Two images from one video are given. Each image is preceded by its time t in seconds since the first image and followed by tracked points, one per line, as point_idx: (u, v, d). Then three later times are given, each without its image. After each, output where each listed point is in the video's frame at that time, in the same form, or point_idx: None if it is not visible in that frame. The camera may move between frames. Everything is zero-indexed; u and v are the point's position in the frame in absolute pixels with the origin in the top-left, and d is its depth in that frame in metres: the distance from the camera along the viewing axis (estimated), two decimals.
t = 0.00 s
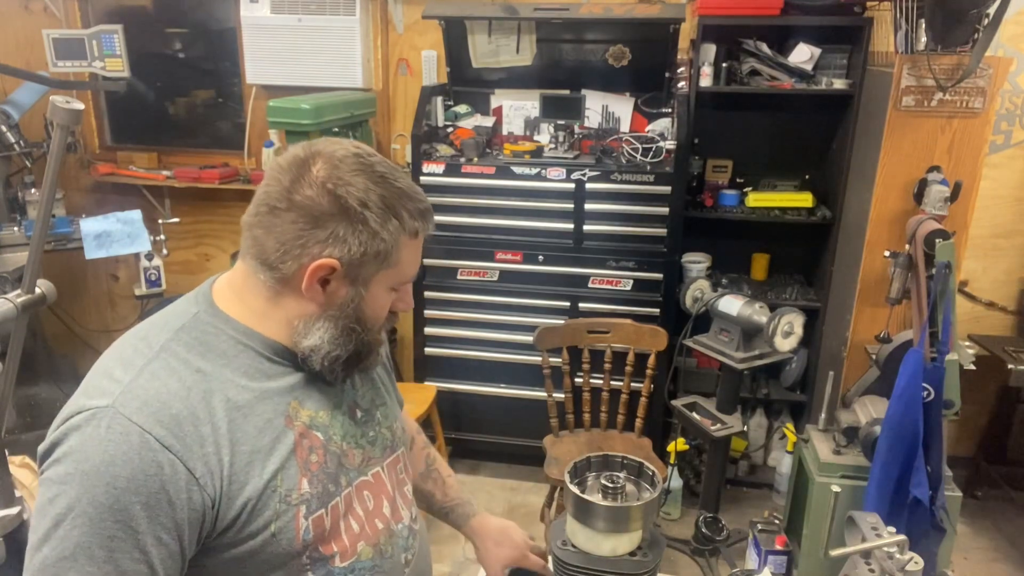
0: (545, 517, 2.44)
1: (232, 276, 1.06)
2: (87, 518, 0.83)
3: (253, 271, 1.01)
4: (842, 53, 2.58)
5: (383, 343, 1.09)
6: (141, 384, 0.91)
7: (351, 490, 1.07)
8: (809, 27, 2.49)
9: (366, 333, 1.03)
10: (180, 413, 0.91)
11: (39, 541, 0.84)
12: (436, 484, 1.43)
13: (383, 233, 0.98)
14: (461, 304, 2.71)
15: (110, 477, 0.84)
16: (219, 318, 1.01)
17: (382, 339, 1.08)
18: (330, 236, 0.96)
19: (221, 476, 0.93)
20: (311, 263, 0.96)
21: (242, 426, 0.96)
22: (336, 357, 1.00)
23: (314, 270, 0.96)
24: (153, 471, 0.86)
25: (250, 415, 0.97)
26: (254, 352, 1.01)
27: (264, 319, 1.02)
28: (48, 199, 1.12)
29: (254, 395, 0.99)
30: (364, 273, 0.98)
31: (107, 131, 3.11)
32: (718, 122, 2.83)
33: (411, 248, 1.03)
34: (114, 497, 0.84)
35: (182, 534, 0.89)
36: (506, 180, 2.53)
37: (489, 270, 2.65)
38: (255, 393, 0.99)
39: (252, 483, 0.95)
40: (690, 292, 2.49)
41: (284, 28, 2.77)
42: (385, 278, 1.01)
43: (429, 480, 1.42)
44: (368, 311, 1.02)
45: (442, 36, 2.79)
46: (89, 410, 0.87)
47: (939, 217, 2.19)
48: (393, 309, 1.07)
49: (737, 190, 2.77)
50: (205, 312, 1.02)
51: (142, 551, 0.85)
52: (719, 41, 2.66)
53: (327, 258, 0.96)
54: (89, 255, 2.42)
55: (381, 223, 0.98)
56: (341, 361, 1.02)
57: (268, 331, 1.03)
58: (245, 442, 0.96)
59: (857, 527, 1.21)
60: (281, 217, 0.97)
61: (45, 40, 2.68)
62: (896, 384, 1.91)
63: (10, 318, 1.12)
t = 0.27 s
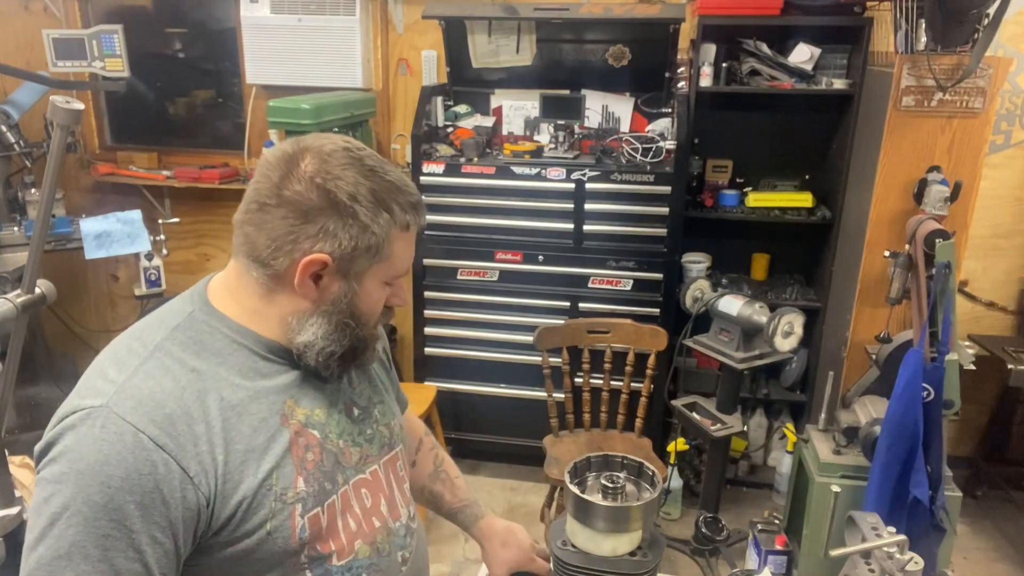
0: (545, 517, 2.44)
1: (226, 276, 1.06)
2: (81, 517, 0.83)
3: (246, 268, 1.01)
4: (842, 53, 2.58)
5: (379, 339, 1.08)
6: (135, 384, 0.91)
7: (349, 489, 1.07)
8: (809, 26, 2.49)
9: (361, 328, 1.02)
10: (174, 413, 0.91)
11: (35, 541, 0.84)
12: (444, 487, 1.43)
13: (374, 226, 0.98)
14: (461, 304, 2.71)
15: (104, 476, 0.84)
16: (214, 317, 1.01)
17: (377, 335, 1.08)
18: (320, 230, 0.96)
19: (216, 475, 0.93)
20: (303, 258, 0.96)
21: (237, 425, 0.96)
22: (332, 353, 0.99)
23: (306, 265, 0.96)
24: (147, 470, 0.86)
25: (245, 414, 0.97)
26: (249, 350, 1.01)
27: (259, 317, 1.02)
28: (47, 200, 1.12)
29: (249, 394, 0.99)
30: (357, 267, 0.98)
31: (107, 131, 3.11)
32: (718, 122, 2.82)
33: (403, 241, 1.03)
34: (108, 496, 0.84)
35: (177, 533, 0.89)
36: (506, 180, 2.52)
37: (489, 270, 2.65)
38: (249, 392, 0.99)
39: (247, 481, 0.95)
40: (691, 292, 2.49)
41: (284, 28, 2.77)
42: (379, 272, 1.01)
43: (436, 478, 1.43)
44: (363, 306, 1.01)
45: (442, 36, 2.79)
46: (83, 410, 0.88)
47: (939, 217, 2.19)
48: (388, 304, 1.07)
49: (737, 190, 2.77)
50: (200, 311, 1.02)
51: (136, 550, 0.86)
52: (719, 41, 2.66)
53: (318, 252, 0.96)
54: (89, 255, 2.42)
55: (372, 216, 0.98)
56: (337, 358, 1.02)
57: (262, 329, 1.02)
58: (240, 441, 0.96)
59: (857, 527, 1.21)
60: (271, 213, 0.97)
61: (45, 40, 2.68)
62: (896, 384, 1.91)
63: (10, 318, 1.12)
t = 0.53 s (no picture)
0: (545, 517, 2.44)
1: (222, 276, 1.06)
2: (71, 518, 0.83)
3: (241, 269, 1.01)
4: (842, 53, 2.59)
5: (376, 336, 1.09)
6: (128, 384, 0.90)
7: (348, 489, 1.06)
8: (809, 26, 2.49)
9: (356, 325, 1.02)
10: (167, 414, 0.91)
11: (28, 540, 0.85)
12: (419, 445, 1.45)
13: (365, 221, 0.98)
14: (461, 304, 2.71)
15: (94, 479, 0.84)
16: (210, 318, 1.01)
17: (374, 332, 1.08)
18: (311, 227, 0.96)
19: (209, 477, 0.92)
20: (294, 256, 0.96)
21: (231, 426, 0.95)
22: (325, 351, 1.00)
23: (298, 262, 0.96)
24: (138, 472, 0.86)
25: (239, 415, 0.97)
26: (245, 351, 1.01)
27: (255, 317, 1.02)
28: (47, 199, 1.12)
29: (244, 395, 0.98)
30: (349, 264, 0.98)
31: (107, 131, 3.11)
32: (718, 122, 2.83)
33: (397, 236, 1.03)
34: (98, 497, 0.84)
35: (168, 535, 0.89)
36: (507, 180, 2.52)
37: (489, 270, 2.65)
38: (244, 393, 0.98)
39: (241, 483, 0.95)
40: (690, 292, 2.49)
41: (284, 28, 2.77)
42: (372, 268, 1.01)
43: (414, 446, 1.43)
44: (358, 303, 1.02)
45: (442, 36, 2.79)
46: (76, 411, 0.87)
47: (939, 217, 2.19)
48: (384, 300, 1.07)
49: (736, 190, 2.77)
50: (196, 311, 1.02)
51: (126, 552, 0.86)
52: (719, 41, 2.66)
53: (309, 250, 0.95)
54: (89, 255, 2.42)
55: (362, 212, 0.98)
56: (332, 356, 1.02)
57: (258, 329, 1.02)
58: (234, 443, 0.95)
59: (857, 527, 1.21)
60: (262, 211, 0.97)
61: (45, 40, 2.67)
62: (896, 384, 1.91)
63: (10, 318, 1.12)
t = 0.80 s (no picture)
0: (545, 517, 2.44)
1: (213, 276, 1.06)
2: (69, 523, 0.83)
3: (228, 266, 1.00)
4: (842, 53, 2.59)
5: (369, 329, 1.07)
6: (122, 387, 0.90)
7: (348, 486, 1.07)
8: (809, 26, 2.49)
9: (345, 316, 1.01)
10: (161, 416, 0.90)
11: (28, 546, 0.85)
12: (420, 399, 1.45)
13: (343, 209, 0.96)
14: (461, 304, 2.71)
15: (90, 483, 0.84)
16: (202, 319, 1.01)
17: (366, 324, 1.06)
18: (288, 217, 0.94)
19: (206, 478, 0.92)
20: (274, 248, 0.95)
21: (227, 426, 0.95)
22: (314, 344, 0.99)
23: (278, 254, 0.94)
24: (134, 475, 0.86)
25: (235, 415, 0.96)
26: (239, 350, 1.01)
27: (244, 314, 1.02)
28: (47, 199, 1.12)
29: (239, 395, 0.98)
30: (332, 253, 0.97)
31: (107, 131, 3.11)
32: (718, 122, 2.82)
33: (380, 223, 1.01)
34: (95, 502, 0.84)
35: (168, 537, 0.88)
36: (506, 181, 2.52)
37: (489, 271, 2.65)
38: (240, 393, 0.98)
39: (238, 483, 0.94)
40: (690, 292, 2.49)
41: (284, 28, 2.77)
42: (357, 257, 0.99)
43: (411, 406, 1.43)
44: (346, 294, 1.00)
45: (441, 36, 2.79)
46: (70, 416, 0.87)
47: (939, 217, 2.19)
48: (375, 291, 1.05)
49: (736, 190, 2.77)
50: (188, 313, 1.01)
51: (127, 555, 0.85)
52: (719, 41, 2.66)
53: (289, 241, 0.94)
54: (89, 255, 2.42)
55: (340, 199, 0.96)
56: (322, 350, 1.01)
57: (249, 327, 1.02)
58: (230, 443, 0.95)
59: (857, 527, 1.21)
60: (241, 205, 0.96)
61: (45, 40, 2.67)
62: (896, 384, 1.91)
63: (10, 318, 1.12)
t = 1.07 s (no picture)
0: (545, 517, 2.44)
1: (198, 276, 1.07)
2: (48, 520, 0.85)
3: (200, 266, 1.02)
4: (842, 53, 2.59)
5: (351, 313, 1.07)
6: (100, 386, 0.91)
7: (337, 487, 1.06)
8: (809, 26, 2.49)
9: (317, 303, 1.01)
10: (138, 415, 0.91)
11: (12, 542, 0.87)
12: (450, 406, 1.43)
13: (288, 191, 0.96)
14: (461, 304, 2.71)
15: (67, 480, 0.85)
16: (185, 318, 1.02)
17: (346, 311, 1.06)
18: (234, 207, 0.95)
19: (183, 476, 0.92)
20: (228, 241, 0.96)
21: (204, 425, 0.95)
22: (287, 332, 1.00)
23: (233, 246, 0.96)
24: (108, 473, 0.86)
25: (214, 414, 0.97)
26: (221, 348, 1.01)
27: (222, 311, 1.03)
28: (47, 199, 1.12)
29: (219, 394, 0.98)
30: (286, 237, 0.97)
31: (107, 131, 3.11)
32: (718, 122, 2.82)
33: (333, 201, 1.00)
34: (71, 499, 0.85)
35: (145, 535, 0.89)
36: (507, 180, 2.52)
37: (489, 270, 2.64)
38: (220, 392, 0.98)
39: (216, 481, 0.94)
40: (690, 292, 2.49)
41: (284, 28, 2.77)
42: (316, 239, 0.99)
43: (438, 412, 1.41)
44: (312, 278, 1.00)
45: (441, 36, 2.79)
46: (50, 415, 0.89)
47: (939, 217, 2.19)
48: (350, 273, 1.05)
49: (737, 190, 2.77)
50: (172, 312, 1.03)
51: (104, 552, 0.86)
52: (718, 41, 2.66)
53: (241, 231, 0.95)
54: (89, 255, 2.42)
55: (283, 182, 0.96)
56: (296, 339, 1.02)
57: (230, 324, 1.03)
58: (208, 441, 0.95)
59: (857, 527, 1.21)
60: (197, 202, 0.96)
61: (45, 40, 2.68)
62: (896, 384, 1.91)
63: (10, 318, 1.12)
